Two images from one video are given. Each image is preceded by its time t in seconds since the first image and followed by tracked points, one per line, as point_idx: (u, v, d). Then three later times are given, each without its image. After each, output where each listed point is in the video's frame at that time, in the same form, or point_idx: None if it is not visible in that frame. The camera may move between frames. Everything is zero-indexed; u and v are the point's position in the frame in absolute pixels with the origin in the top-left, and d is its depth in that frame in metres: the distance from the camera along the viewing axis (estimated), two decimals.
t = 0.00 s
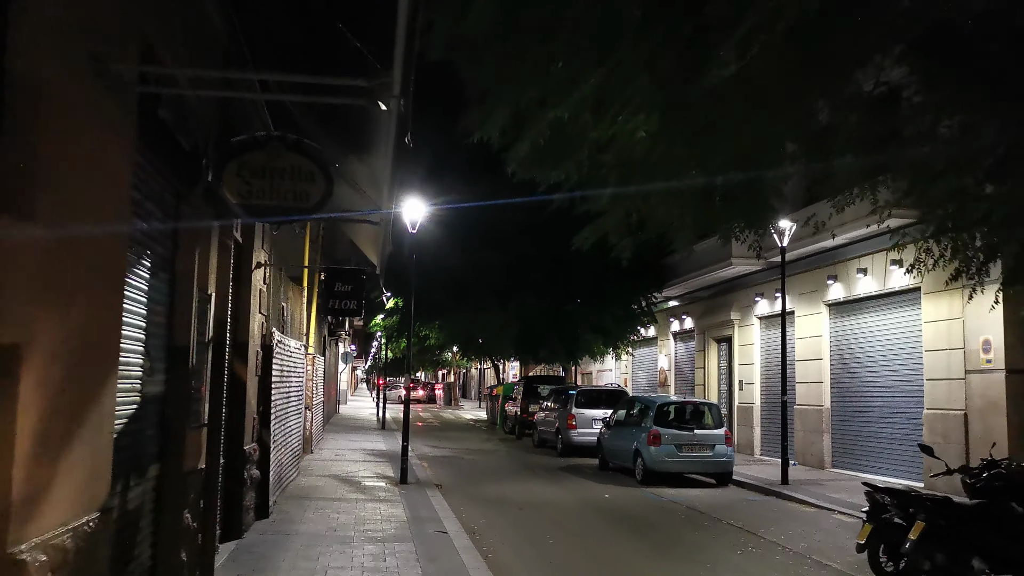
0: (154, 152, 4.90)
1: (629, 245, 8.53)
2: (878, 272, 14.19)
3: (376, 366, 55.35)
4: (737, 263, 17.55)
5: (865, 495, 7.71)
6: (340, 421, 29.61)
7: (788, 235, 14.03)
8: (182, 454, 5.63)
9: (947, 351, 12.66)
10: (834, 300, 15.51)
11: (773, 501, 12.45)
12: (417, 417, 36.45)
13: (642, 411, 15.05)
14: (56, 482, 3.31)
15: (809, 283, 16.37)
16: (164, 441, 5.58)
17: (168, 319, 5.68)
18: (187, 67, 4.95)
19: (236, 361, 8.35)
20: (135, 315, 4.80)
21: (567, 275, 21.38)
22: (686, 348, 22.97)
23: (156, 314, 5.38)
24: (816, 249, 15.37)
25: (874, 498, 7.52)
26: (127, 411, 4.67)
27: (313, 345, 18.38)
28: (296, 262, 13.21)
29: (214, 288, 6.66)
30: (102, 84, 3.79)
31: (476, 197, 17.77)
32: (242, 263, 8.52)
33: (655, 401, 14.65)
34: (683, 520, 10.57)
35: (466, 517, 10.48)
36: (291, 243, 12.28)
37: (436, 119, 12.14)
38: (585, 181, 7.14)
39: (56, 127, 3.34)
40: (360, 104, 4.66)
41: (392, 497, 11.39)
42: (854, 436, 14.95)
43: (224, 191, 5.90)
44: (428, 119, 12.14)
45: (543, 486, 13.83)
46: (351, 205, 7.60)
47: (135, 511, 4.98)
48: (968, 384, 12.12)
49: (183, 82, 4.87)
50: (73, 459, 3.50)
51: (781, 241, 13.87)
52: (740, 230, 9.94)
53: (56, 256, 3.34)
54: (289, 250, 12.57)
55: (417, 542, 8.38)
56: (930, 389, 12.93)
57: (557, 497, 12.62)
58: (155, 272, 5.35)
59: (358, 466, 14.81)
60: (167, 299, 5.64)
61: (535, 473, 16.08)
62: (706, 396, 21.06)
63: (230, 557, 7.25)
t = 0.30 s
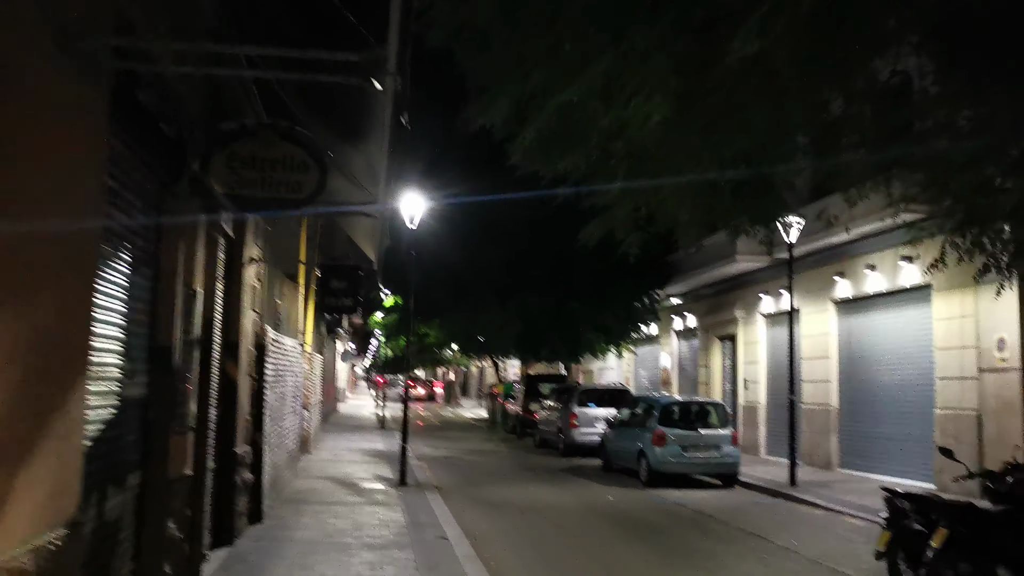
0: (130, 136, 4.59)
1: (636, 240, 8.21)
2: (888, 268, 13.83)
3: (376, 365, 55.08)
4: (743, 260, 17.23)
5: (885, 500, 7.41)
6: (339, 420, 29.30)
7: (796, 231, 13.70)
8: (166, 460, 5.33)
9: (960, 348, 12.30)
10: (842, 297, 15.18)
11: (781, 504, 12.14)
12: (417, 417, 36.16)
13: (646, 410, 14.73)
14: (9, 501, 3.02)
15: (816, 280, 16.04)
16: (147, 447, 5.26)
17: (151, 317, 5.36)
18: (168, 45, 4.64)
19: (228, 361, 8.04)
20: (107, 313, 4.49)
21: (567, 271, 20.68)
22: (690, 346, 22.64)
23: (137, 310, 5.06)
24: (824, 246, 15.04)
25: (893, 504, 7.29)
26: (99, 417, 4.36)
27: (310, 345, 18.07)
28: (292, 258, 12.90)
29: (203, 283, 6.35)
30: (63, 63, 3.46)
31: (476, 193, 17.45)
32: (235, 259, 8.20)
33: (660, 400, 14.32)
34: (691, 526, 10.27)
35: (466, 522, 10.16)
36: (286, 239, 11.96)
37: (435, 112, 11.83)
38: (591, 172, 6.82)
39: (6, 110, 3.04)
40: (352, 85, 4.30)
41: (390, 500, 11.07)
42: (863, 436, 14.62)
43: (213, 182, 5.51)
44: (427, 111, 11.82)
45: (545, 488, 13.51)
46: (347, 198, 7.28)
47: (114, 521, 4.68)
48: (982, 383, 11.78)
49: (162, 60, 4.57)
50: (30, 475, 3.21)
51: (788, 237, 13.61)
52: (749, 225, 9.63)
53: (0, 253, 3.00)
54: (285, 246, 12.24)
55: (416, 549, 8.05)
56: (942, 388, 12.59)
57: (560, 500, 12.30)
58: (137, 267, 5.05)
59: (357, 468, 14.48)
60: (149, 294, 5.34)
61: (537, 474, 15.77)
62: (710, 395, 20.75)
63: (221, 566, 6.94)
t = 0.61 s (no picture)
0: (60, 65, 4.17)
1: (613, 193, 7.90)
2: (865, 227, 13.66)
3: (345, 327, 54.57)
4: (717, 219, 17.04)
5: (865, 459, 7.12)
6: (307, 383, 28.94)
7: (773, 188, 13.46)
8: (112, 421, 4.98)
9: (935, 308, 12.20)
10: (815, 257, 15.03)
11: (754, 464, 12.05)
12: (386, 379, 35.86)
13: (619, 370, 14.54)
14: None
15: (790, 240, 15.87)
16: (91, 407, 4.90)
17: (94, 268, 4.98)
18: None
19: (184, 319, 7.65)
20: (37, 259, 4.11)
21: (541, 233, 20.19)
22: (661, 307, 22.49)
23: (76, 261, 4.68)
24: (799, 204, 14.85)
25: (873, 463, 6.99)
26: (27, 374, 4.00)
27: (276, 305, 17.64)
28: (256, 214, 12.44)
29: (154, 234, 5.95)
30: None
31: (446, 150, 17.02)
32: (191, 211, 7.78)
33: (633, 360, 14.13)
34: (665, 487, 10.12)
35: (435, 484, 9.91)
36: (248, 194, 11.49)
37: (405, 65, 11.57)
38: (566, 119, 6.48)
39: None
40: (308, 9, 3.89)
41: (358, 462, 10.79)
42: (835, 396, 14.56)
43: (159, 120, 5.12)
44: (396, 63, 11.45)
45: (516, 450, 13.31)
46: (308, 145, 6.87)
47: (51, 486, 4.35)
48: (957, 342, 11.69)
49: None
50: None
51: (764, 195, 13.42)
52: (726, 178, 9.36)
53: None
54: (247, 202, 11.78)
55: (384, 513, 7.77)
56: (916, 347, 12.50)
57: (532, 461, 12.11)
58: (75, 212, 4.66)
59: (324, 430, 14.14)
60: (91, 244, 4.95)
61: (508, 435, 15.59)
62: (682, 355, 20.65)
63: (178, 534, 6.60)
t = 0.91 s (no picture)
0: (36, 27, 3.87)
1: (636, 173, 7.51)
2: (893, 209, 13.23)
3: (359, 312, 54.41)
4: (738, 201, 16.61)
5: (904, 453, 6.78)
6: (321, 368, 28.75)
7: (797, 170, 13.04)
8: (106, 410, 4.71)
9: (967, 292, 11.76)
10: (841, 240, 14.60)
11: (778, 453, 11.69)
12: (400, 364, 35.66)
13: (638, 357, 14.19)
14: None
15: (814, 222, 15.44)
16: (81, 397, 4.60)
17: (85, 250, 4.67)
18: None
19: (188, 303, 7.36)
20: (15, 240, 3.79)
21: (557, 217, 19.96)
22: (679, 292, 22.09)
23: (64, 243, 4.38)
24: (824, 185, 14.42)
25: (913, 456, 6.67)
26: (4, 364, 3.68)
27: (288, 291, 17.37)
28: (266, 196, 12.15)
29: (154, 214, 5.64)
30: None
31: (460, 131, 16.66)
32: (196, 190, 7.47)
33: (652, 346, 13.77)
34: (688, 478, 9.79)
35: (450, 474, 9.61)
36: (257, 175, 11.18)
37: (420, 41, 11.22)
38: (586, 93, 6.12)
39: None
40: None
41: (370, 452, 10.50)
42: (861, 383, 14.16)
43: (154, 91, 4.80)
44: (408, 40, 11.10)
45: (532, 438, 13.00)
46: (317, 121, 6.53)
47: (37, 483, 4.05)
48: (991, 328, 11.26)
49: None
50: None
51: (788, 176, 13.00)
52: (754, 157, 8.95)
53: None
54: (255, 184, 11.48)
55: (397, 507, 7.44)
56: (947, 333, 12.07)
57: (549, 450, 11.78)
58: (64, 189, 4.36)
59: (336, 417, 13.88)
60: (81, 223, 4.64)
61: (524, 423, 15.28)
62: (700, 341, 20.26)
63: (180, 528, 6.31)
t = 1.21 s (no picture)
0: None
1: (678, 149, 7.13)
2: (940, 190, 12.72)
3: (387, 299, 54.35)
4: (775, 183, 16.15)
5: (965, 446, 6.34)
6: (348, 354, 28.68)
7: (839, 149, 12.57)
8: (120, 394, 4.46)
9: (1018, 277, 11.24)
10: (884, 223, 14.09)
11: (819, 443, 11.28)
12: (429, 351, 35.50)
13: (672, 343, 13.80)
14: None
15: (855, 205, 14.94)
16: (94, 382, 4.34)
17: (98, 224, 4.41)
18: None
19: (211, 285, 7.11)
20: (16, 213, 3.53)
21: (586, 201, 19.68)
22: (712, 278, 21.62)
23: (73, 217, 4.11)
24: (866, 166, 13.92)
25: (975, 449, 6.24)
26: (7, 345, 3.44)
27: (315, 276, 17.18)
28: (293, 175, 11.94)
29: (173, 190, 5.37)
30: None
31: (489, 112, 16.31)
32: (218, 167, 7.21)
33: (687, 333, 13.38)
34: (727, 468, 9.43)
35: (480, 463, 9.33)
36: (282, 156, 10.93)
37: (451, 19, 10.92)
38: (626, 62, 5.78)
39: None
40: None
41: (398, 439, 10.24)
42: (903, 371, 13.69)
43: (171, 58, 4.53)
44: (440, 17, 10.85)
45: (563, 426, 12.69)
46: (342, 93, 6.23)
47: (44, 472, 3.80)
48: None
49: None
50: None
51: (830, 156, 12.53)
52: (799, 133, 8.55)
53: None
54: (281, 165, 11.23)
55: (427, 498, 7.16)
56: (996, 320, 11.57)
57: (581, 438, 11.47)
58: (73, 159, 4.09)
59: (363, 403, 13.66)
60: (94, 196, 4.39)
61: (555, 410, 14.98)
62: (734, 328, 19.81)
63: (201, 519, 6.07)
